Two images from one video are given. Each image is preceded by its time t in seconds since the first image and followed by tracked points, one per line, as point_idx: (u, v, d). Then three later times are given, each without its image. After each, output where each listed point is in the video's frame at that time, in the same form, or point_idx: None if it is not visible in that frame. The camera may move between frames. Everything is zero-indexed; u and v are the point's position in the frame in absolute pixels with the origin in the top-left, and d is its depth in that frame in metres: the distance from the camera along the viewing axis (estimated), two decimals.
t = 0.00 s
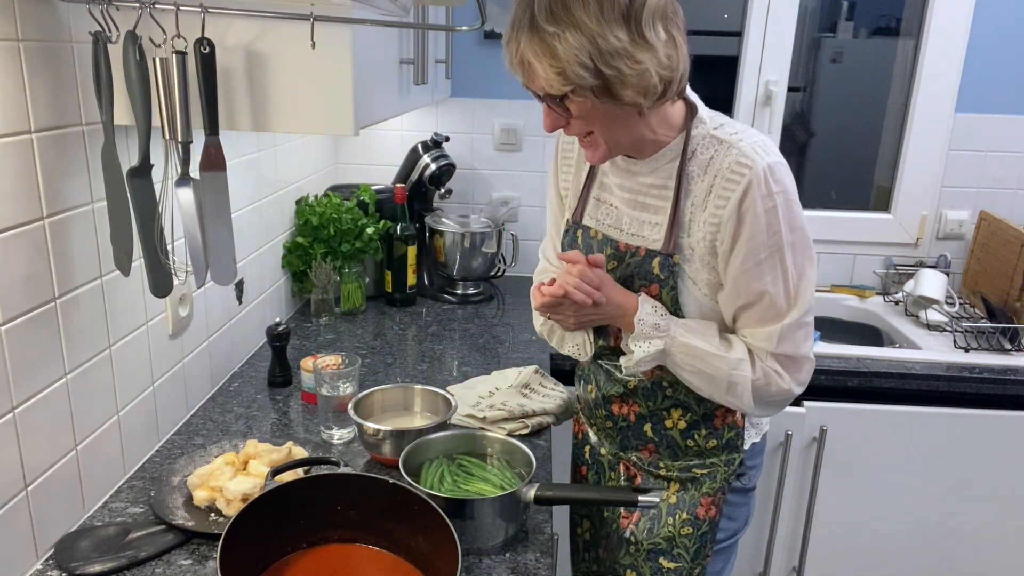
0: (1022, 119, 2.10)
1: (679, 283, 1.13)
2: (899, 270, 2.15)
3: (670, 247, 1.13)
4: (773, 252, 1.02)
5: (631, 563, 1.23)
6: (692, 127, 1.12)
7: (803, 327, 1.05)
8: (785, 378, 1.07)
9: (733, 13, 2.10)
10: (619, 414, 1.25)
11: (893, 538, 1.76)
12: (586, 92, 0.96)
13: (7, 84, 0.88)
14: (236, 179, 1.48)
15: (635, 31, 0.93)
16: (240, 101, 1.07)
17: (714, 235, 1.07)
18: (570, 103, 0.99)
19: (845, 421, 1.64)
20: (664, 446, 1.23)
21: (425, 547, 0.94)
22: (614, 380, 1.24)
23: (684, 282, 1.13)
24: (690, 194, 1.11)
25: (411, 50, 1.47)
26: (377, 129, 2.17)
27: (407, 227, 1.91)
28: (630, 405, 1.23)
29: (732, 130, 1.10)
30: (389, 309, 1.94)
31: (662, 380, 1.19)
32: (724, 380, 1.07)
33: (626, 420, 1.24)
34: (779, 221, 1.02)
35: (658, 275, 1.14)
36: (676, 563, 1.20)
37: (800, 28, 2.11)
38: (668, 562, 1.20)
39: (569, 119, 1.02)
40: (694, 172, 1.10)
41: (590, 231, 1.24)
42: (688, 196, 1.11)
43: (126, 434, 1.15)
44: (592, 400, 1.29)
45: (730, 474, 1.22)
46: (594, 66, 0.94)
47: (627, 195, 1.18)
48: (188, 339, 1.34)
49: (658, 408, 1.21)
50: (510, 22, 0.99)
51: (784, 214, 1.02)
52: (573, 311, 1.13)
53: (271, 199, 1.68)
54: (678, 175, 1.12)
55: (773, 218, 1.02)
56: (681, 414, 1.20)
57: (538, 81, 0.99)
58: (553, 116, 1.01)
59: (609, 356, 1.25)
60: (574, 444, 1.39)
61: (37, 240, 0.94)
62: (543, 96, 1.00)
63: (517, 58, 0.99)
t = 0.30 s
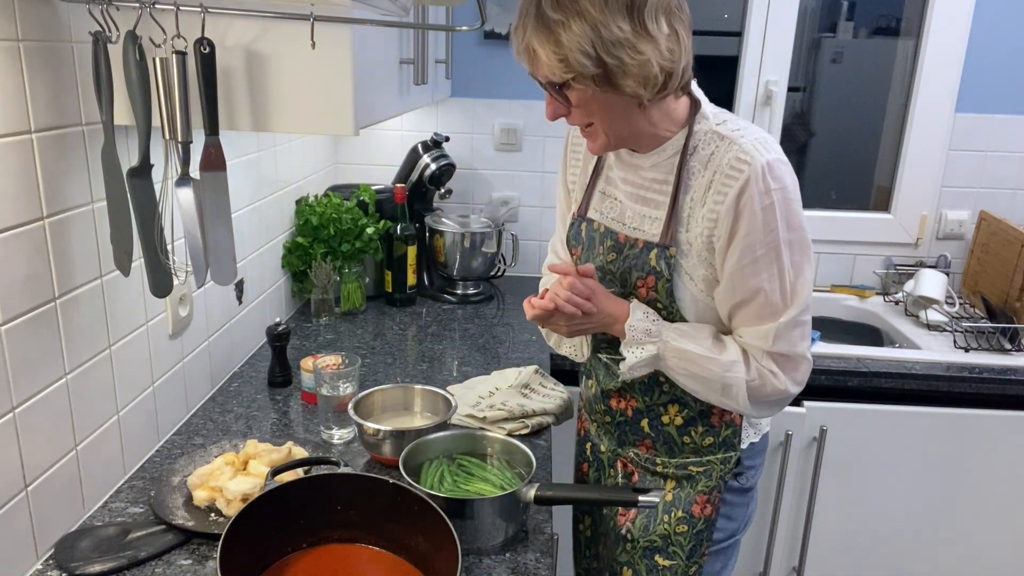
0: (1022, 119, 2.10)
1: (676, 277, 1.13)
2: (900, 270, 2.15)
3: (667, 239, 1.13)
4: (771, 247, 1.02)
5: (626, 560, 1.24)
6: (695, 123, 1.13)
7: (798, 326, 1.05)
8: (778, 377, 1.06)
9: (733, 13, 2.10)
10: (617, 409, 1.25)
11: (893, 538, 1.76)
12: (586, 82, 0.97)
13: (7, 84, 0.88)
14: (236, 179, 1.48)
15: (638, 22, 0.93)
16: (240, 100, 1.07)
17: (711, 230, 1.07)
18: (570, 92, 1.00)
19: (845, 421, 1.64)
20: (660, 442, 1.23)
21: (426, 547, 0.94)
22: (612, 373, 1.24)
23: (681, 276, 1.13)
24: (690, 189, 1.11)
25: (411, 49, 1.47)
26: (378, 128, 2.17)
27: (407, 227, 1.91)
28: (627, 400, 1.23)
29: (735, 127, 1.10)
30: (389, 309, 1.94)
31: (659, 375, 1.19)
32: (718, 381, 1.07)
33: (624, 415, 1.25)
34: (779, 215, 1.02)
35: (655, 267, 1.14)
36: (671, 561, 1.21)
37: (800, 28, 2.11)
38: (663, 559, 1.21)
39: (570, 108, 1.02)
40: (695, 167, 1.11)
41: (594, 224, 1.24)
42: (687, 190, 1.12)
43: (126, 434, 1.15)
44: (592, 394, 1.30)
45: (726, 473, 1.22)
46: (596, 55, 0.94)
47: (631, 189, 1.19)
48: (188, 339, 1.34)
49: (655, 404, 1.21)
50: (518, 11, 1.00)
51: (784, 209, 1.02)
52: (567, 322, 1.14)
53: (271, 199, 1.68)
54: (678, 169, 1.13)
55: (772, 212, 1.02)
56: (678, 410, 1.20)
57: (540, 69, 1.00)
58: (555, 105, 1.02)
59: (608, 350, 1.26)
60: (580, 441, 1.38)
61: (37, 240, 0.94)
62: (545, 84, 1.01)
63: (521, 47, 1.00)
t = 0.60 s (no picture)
0: (1022, 118, 2.10)
1: (673, 279, 1.14)
2: (900, 270, 2.15)
3: (661, 245, 1.13)
4: (770, 249, 1.02)
5: (639, 540, 1.26)
6: (690, 131, 1.14)
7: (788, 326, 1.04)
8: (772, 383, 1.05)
9: (733, 13, 2.10)
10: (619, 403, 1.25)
11: (893, 537, 1.76)
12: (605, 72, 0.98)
13: (7, 84, 0.88)
14: (236, 179, 1.48)
15: (664, 24, 0.97)
16: (240, 101, 1.07)
17: (714, 236, 1.07)
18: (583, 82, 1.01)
19: (845, 421, 1.65)
20: (664, 429, 1.24)
21: (426, 547, 0.94)
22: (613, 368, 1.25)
23: (677, 279, 1.14)
24: (688, 196, 1.12)
25: (411, 49, 1.47)
26: (377, 128, 2.17)
27: (407, 227, 1.91)
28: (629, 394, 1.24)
29: (729, 134, 1.12)
30: (389, 309, 1.94)
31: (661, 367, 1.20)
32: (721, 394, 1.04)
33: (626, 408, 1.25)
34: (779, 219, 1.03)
35: (651, 273, 1.15)
36: (683, 537, 1.24)
37: (800, 28, 2.11)
38: (676, 536, 1.24)
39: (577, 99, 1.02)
40: (693, 174, 1.11)
41: (581, 232, 1.26)
42: (686, 198, 1.12)
43: (126, 435, 1.15)
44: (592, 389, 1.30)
45: (729, 450, 1.26)
46: (622, 43, 0.96)
47: (624, 198, 1.20)
48: (188, 340, 1.34)
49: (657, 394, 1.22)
50: None
51: (784, 213, 1.04)
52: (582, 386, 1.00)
53: (271, 199, 1.68)
54: (674, 178, 1.13)
55: (771, 217, 1.03)
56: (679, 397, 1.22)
57: (556, 51, 1.00)
58: (561, 90, 1.01)
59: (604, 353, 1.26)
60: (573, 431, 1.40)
61: (37, 240, 0.94)
62: (555, 67, 1.00)
63: (540, 28, 1.00)
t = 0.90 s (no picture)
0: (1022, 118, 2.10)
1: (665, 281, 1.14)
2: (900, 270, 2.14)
3: (655, 246, 1.15)
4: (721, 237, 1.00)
5: (633, 535, 1.27)
6: (689, 133, 1.15)
7: (698, 306, 1.01)
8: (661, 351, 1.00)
9: (733, 13, 2.10)
10: (618, 403, 1.26)
11: (893, 537, 1.76)
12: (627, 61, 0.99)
13: (7, 84, 0.88)
14: (236, 179, 1.48)
15: (677, 19, 1.00)
16: (240, 101, 1.07)
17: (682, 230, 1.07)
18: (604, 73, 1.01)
19: (845, 421, 1.65)
20: (662, 427, 1.24)
21: (426, 547, 0.94)
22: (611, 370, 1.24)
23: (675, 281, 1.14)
24: (677, 195, 1.13)
25: (411, 49, 1.47)
26: (378, 128, 2.17)
27: (407, 227, 1.93)
28: (628, 394, 1.24)
29: (726, 139, 1.11)
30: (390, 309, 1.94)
31: (657, 369, 1.20)
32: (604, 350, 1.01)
33: (625, 407, 1.25)
34: (746, 218, 1.01)
35: (645, 274, 1.16)
36: (676, 534, 1.24)
37: (800, 28, 2.11)
38: (669, 533, 1.24)
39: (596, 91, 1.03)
40: (684, 175, 1.13)
41: (584, 230, 1.28)
42: (675, 197, 1.13)
43: (126, 435, 1.15)
44: (593, 388, 1.30)
45: (726, 450, 1.25)
46: (646, 35, 0.97)
47: (618, 197, 1.22)
48: (188, 340, 1.34)
49: (655, 395, 1.22)
50: None
51: (756, 214, 1.01)
52: (391, 300, 1.01)
53: (271, 198, 1.68)
54: (668, 179, 1.15)
55: (734, 213, 1.01)
56: (677, 398, 1.22)
57: (575, 44, 1.00)
58: (582, 83, 1.01)
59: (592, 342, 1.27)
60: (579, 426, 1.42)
61: (37, 240, 0.94)
62: (578, 59, 1.00)
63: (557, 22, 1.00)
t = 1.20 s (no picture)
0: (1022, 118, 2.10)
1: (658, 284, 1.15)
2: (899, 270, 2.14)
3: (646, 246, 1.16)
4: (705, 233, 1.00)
5: (624, 531, 1.27)
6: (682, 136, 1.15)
7: (676, 299, 1.01)
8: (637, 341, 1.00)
9: (733, 13, 2.10)
10: (615, 401, 1.26)
11: (893, 537, 1.75)
12: (657, 46, 1.04)
13: (7, 84, 0.88)
14: (236, 179, 1.48)
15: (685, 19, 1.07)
16: (240, 101, 1.07)
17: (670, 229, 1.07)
18: (633, 59, 1.05)
19: (845, 421, 1.65)
20: (657, 427, 1.24)
21: (425, 547, 0.94)
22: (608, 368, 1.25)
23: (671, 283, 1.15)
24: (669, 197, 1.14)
25: (411, 49, 1.47)
26: (378, 128, 2.17)
27: (407, 227, 1.92)
28: (624, 393, 1.24)
29: (719, 143, 1.11)
30: (390, 309, 1.94)
31: (653, 368, 1.20)
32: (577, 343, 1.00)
33: (622, 405, 1.26)
34: (732, 218, 1.01)
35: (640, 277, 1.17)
36: (665, 532, 1.25)
37: (801, 28, 2.11)
38: (658, 531, 1.24)
39: (623, 77, 1.06)
40: (676, 178, 1.13)
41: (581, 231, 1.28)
42: (667, 198, 1.14)
43: (126, 435, 1.15)
44: (592, 386, 1.31)
45: (719, 452, 1.25)
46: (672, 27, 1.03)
47: (613, 199, 1.24)
48: (188, 340, 1.34)
49: (652, 395, 1.23)
50: None
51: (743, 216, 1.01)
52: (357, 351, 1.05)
53: (271, 198, 1.68)
54: (662, 181, 1.16)
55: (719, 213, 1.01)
56: (673, 398, 1.22)
57: (609, 30, 1.03)
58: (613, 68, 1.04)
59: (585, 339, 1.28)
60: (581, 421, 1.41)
61: (37, 240, 0.94)
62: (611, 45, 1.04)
63: (591, 6, 1.02)
